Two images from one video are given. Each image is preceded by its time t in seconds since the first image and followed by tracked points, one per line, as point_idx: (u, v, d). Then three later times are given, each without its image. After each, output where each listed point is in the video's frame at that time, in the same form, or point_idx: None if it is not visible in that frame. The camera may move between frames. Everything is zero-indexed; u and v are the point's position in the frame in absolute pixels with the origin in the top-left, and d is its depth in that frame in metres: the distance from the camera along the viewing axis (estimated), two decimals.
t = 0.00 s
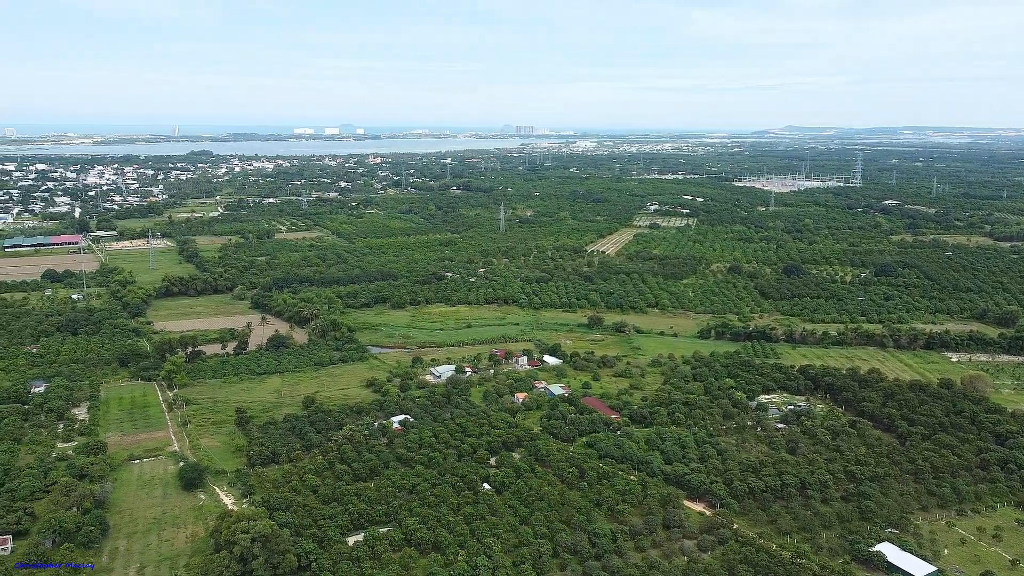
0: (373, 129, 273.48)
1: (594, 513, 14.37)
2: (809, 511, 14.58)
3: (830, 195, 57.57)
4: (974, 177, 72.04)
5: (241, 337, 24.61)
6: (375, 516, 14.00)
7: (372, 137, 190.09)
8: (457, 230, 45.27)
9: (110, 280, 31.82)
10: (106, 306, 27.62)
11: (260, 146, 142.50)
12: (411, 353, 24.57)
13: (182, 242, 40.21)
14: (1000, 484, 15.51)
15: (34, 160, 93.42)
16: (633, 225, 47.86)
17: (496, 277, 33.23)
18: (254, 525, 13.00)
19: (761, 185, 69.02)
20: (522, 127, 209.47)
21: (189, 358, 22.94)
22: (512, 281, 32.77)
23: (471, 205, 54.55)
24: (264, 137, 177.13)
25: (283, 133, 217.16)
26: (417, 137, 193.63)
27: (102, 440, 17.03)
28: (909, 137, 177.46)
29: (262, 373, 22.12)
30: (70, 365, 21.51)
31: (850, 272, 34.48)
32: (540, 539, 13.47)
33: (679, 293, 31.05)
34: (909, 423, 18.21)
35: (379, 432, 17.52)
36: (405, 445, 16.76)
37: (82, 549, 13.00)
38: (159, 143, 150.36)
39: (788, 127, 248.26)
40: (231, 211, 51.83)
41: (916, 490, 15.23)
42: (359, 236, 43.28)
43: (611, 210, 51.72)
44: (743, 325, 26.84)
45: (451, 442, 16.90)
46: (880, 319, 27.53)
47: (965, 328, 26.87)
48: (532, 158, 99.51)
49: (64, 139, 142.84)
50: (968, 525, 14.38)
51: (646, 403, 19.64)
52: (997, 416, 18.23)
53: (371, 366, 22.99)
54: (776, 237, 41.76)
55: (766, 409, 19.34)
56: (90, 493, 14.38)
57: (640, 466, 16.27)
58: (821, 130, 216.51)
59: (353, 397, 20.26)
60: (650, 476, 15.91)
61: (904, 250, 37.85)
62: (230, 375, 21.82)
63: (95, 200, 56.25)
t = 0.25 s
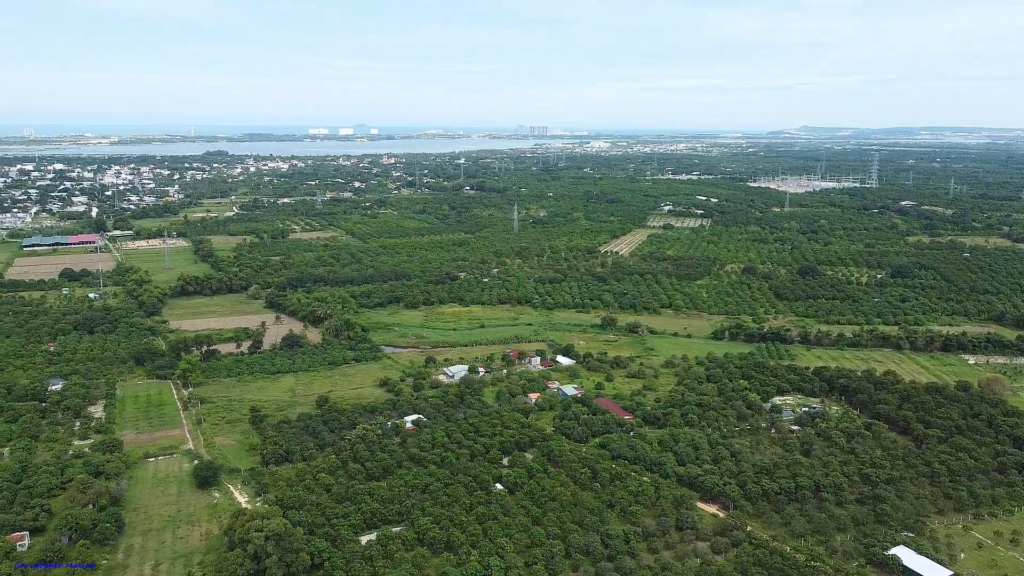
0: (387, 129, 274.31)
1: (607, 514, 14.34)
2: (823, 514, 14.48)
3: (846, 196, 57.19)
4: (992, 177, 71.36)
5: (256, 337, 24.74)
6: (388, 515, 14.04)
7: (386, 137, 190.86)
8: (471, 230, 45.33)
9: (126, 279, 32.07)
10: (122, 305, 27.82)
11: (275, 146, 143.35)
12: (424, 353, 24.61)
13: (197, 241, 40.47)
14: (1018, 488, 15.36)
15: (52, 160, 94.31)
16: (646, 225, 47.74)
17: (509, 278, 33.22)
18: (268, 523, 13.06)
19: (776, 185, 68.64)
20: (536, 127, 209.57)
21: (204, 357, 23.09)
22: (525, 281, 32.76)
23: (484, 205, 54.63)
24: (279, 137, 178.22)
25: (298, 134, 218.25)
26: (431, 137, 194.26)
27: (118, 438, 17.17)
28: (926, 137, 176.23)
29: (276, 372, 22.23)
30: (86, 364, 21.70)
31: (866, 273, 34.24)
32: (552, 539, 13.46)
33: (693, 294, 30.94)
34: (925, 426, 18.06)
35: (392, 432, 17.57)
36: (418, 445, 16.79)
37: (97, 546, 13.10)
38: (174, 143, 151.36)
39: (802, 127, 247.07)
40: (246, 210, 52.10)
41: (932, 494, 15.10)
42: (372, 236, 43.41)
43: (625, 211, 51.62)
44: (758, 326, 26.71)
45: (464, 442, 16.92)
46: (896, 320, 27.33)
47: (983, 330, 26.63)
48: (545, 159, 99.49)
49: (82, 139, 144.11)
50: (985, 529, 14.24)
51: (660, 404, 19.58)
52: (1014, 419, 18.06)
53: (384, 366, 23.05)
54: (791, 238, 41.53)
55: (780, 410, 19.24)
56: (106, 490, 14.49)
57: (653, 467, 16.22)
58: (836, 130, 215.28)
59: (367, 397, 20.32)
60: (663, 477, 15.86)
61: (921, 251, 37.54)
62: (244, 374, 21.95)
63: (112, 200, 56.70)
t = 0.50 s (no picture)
0: (401, 129, 274.95)
1: (620, 514, 14.30)
2: (838, 516, 14.40)
3: (862, 196, 56.79)
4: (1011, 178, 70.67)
5: (270, 336, 24.87)
6: (401, 515, 14.08)
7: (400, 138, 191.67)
8: (484, 230, 45.35)
9: (142, 279, 32.32)
10: (138, 304, 28.04)
11: (290, 145, 144.24)
12: (437, 353, 24.65)
13: (212, 241, 40.73)
14: None
15: (70, 160, 95.22)
16: (660, 225, 47.61)
17: (522, 278, 33.22)
18: (282, 522, 13.12)
19: (791, 186, 68.26)
20: (550, 128, 209.77)
21: (219, 355, 23.24)
22: (539, 282, 32.74)
23: (498, 206, 54.65)
24: (294, 137, 179.36)
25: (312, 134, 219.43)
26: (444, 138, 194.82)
27: (133, 436, 17.29)
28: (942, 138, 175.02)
29: (290, 371, 22.33)
30: (103, 362, 21.88)
31: (882, 275, 34.00)
32: (565, 540, 13.45)
33: (707, 294, 30.83)
34: (941, 428, 17.91)
35: (405, 431, 17.60)
36: (431, 445, 16.83)
37: (113, 543, 13.20)
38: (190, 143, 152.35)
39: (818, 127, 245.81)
40: (261, 210, 52.38)
41: (949, 497, 14.96)
42: (386, 235, 43.54)
43: (639, 211, 51.51)
44: (772, 327, 26.59)
45: (477, 442, 16.93)
46: (912, 322, 27.12)
47: (1001, 332, 26.37)
48: (559, 159, 99.38)
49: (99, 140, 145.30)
50: (1003, 533, 14.10)
51: (673, 405, 19.52)
52: None
53: (397, 365, 23.11)
54: (806, 239, 41.29)
55: (795, 412, 19.13)
56: (122, 487, 14.60)
57: (666, 468, 16.17)
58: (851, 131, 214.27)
59: (380, 396, 20.38)
60: (676, 479, 15.81)
61: (937, 252, 37.23)
62: (258, 372, 22.06)
63: (128, 200, 57.14)
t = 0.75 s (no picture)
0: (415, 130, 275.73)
1: (633, 516, 14.26)
2: (853, 519, 14.30)
3: (878, 197, 56.38)
4: None
5: (284, 335, 24.99)
6: (413, 514, 14.11)
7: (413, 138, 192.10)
8: (498, 230, 45.36)
9: (158, 278, 32.56)
10: (153, 303, 28.24)
11: (304, 145, 144.84)
12: (450, 352, 24.68)
13: (227, 241, 40.98)
14: None
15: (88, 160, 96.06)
16: (674, 226, 47.48)
17: (535, 278, 33.20)
18: (295, 520, 13.18)
19: (806, 186, 67.86)
20: (564, 128, 209.64)
21: (234, 354, 23.38)
22: (552, 282, 32.71)
23: (511, 206, 54.64)
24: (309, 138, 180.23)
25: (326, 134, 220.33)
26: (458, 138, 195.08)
27: (149, 434, 17.41)
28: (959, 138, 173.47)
29: (304, 370, 22.43)
30: (119, 360, 22.06)
31: (898, 276, 33.74)
32: (577, 540, 13.43)
33: (721, 295, 30.70)
34: (958, 431, 17.74)
35: (417, 431, 17.62)
36: (444, 445, 16.85)
37: (128, 540, 13.30)
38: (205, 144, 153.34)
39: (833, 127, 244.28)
40: (276, 210, 52.63)
41: (965, 501, 14.82)
42: (400, 235, 43.64)
43: (653, 211, 51.37)
44: (786, 328, 26.45)
45: (489, 442, 16.93)
46: (928, 324, 26.89)
47: (1018, 334, 26.09)
48: (573, 159, 99.27)
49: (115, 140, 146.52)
50: (1020, 537, 13.95)
51: (686, 406, 19.45)
52: None
53: (410, 365, 23.14)
54: (821, 240, 41.04)
55: (809, 414, 19.01)
56: (137, 484, 14.72)
57: (680, 470, 16.11)
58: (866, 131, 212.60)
59: (393, 396, 20.42)
60: (689, 480, 15.74)
61: (955, 254, 36.90)
62: (273, 372, 22.17)
63: (145, 199, 57.57)
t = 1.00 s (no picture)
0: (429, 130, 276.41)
1: (646, 517, 14.22)
2: (868, 522, 14.19)
3: (895, 198, 55.93)
4: None
5: (299, 335, 25.09)
6: (426, 514, 14.13)
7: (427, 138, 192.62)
8: (511, 231, 45.36)
9: (174, 277, 32.79)
10: (169, 302, 28.44)
11: (319, 145, 145.52)
12: (463, 352, 24.70)
13: (242, 240, 41.22)
14: None
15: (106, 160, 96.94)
16: (688, 226, 47.32)
17: (549, 279, 33.17)
18: (308, 519, 13.23)
19: (822, 187, 67.44)
20: (578, 128, 209.45)
21: (248, 353, 23.51)
22: (566, 282, 32.68)
23: (525, 206, 54.65)
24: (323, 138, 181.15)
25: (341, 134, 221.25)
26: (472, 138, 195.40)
27: (164, 432, 17.53)
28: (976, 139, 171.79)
29: (318, 369, 22.52)
30: (135, 358, 22.24)
31: (915, 277, 33.45)
32: (590, 541, 13.40)
33: (735, 296, 30.56)
34: (975, 434, 17.57)
35: (431, 431, 17.65)
36: (457, 444, 16.87)
37: (143, 537, 13.41)
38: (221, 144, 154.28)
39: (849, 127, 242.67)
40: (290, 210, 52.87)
41: (982, 505, 14.67)
42: (414, 235, 43.72)
43: (667, 212, 51.22)
44: (801, 329, 26.29)
45: (502, 443, 16.94)
46: (945, 326, 26.63)
47: None
48: (587, 159, 99.15)
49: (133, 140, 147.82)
50: None
51: (700, 407, 19.38)
52: None
53: (424, 365, 23.19)
54: (837, 241, 40.76)
55: (824, 416, 18.89)
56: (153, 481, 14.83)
57: (693, 472, 16.04)
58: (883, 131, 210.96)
59: (406, 395, 20.47)
60: (703, 482, 15.68)
61: (973, 255, 36.53)
62: (287, 371, 22.26)
63: (161, 199, 58.01)
